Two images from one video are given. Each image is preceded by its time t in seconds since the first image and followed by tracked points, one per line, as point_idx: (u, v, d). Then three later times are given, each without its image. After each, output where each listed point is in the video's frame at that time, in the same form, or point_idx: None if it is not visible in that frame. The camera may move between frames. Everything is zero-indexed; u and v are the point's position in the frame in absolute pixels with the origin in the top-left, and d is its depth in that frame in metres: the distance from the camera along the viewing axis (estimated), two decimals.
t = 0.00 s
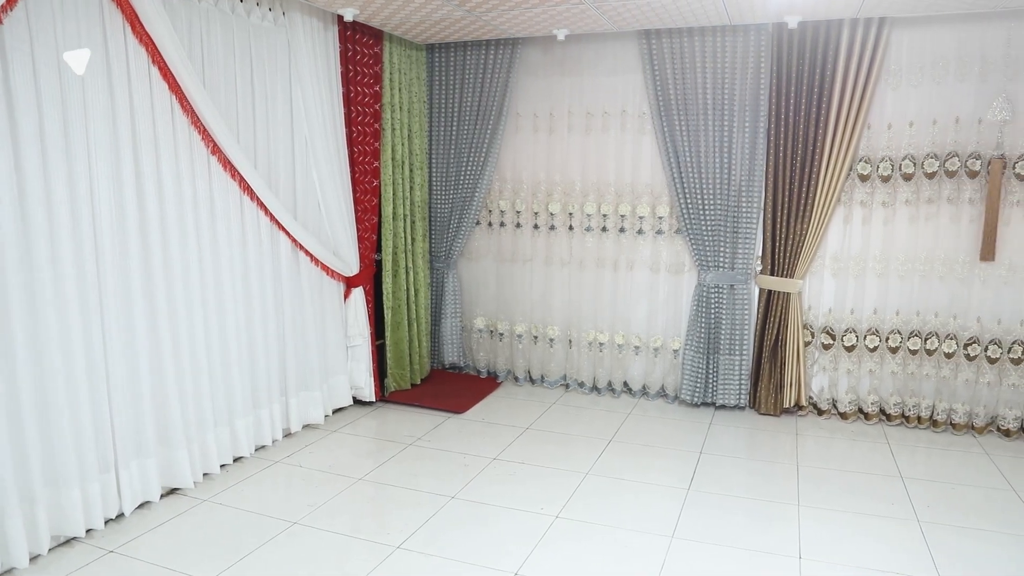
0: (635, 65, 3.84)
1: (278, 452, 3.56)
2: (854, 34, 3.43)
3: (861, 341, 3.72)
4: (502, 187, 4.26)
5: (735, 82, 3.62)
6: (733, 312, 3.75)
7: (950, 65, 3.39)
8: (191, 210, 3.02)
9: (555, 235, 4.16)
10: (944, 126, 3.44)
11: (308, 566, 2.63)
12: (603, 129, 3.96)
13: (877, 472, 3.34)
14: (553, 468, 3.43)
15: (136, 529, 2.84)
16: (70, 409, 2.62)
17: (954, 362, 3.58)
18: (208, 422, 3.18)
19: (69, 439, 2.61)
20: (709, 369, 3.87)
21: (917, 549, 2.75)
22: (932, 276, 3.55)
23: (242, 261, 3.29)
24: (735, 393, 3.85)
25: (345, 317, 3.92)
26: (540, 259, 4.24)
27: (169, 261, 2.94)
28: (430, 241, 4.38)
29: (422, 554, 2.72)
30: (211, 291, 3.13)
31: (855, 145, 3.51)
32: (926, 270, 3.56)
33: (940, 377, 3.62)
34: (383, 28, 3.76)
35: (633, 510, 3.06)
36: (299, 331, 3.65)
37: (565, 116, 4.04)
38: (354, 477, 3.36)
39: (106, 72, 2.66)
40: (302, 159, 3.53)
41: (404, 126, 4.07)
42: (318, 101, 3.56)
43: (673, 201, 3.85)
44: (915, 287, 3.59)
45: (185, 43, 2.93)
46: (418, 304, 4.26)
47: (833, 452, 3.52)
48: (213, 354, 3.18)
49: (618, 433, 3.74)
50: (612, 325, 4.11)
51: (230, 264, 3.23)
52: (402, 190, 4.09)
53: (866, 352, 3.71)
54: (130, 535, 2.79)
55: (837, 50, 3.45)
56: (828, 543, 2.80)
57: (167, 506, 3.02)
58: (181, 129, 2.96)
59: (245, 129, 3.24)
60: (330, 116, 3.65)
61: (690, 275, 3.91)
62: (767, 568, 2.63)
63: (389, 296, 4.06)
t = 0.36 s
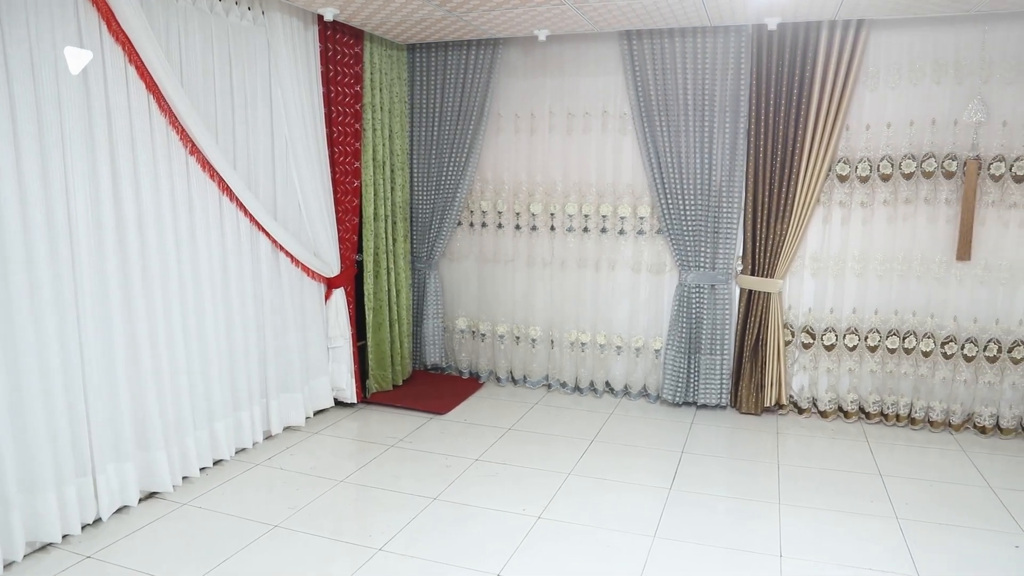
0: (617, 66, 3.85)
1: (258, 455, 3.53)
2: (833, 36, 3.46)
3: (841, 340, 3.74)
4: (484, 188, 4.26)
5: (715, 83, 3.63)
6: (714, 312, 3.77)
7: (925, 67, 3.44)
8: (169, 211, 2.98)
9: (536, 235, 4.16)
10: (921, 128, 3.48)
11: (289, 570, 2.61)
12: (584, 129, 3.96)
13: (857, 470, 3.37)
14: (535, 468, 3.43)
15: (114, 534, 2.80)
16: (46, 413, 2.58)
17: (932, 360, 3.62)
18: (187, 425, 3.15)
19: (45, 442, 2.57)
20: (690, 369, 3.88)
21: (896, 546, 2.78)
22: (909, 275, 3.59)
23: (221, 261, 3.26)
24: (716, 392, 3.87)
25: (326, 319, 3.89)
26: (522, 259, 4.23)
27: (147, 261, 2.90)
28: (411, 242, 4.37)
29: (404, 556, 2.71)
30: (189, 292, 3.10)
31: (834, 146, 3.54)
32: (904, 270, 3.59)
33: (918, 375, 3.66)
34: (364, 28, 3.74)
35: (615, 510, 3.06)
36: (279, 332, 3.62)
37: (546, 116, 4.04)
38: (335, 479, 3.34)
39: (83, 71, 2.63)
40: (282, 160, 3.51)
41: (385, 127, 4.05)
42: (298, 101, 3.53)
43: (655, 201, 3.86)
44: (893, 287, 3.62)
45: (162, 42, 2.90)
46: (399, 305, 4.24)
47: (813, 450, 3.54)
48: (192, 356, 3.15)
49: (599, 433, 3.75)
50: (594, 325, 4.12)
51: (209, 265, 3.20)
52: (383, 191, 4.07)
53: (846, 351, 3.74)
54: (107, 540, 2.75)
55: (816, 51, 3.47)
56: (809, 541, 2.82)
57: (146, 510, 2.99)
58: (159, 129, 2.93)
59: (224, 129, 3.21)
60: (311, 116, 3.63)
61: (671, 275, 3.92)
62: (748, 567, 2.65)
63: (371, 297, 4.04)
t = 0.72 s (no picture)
0: (597, 67, 3.86)
1: (238, 457, 3.50)
2: (810, 37, 3.49)
3: (820, 338, 3.77)
4: (465, 188, 4.25)
5: (695, 83, 3.65)
6: (694, 311, 3.79)
7: (901, 69, 3.48)
8: (146, 213, 2.95)
9: (517, 236, 4.16)
10: (898, 128, 3.52)
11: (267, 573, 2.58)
12: (565, 130, 3.97)
13: (836, 468, 3.39)
14: (516, 469, 3.43)
15: (90, 539, 2.76)
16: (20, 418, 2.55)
17: (909, 358, 3.66)
18: (165, 429, 3.11)
19: (19, 447, 2.53)
20: (671, 368, 3.90)
21: (874, 543, 2.80)
22: (887, 274, 3.63)
23: (199, 263, 3.23)
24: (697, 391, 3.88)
25: (307, 320, 3.87)
26: (503, 260, 4.23)
27: (124, 263, 2.87)
28: (392, 243, 4.35)
29: (384, 558, 2.70)
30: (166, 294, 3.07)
31: (812, 146, 3.57)
32: (882, 269, 3.63)
33: (896, 373, 3.69)
34: (344, 28, 3.73)
35: (596, 510, 3.07)
36: (259, 334, 3.60)
37: (527, 117, 4.04)
38: (315, 481, 3.32)
39: (72, 72, 2.64)
40: (261, 160, 3.48)
41: (365, 127, 4.03)
42: (277, 101, 3.51)
43: (635, 201, 3.87)
44: (870, 286, 3.66)
45: (138, 41, 2.87)
46: (380, 306, 4.23)
47: (792, 448, 3.57)
48: (170, 358, 3.11)
49: (581, 433, 3.75)
50: (576, 325, 4.12)
51: (187, 266, 3.17)
52: (364, 191, 4.05)
53: (825, 349, 3.76)
54: (83, 546, 2.72)
55: (794, 52, 3.50)
56: (788, 539, 2.84)
57: (123, 515, 2.95)
58: (135, 129, 2.90)
59: (201, 130, 3.18)
60: (290, 117, 3.60)
61: (652, 275, 3.94)
62: (728, 565, 2.66)
63: (351, 298, 4.02)
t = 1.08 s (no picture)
0: (577, 67, 3.87)
1: (217, 460, 3.47)
2: (788, 39, 3.52)
3: (799, 338, 3.80)
4: (445, 189, 4.24)
5: (674, 84, 3.67)
6: (674, 311, 3.80)
7: (877, 71, 3.51)
8: (122, 214, 2.92)
9: (498, 236, 4.16)
10: (874, 129, 3.56)
11: None
12: (545, 131, 3.97)
13: (815, 465, 3.42)
14: (497, 469, 3.43)
15: (66, 544, 2.73)
16: None
17: (887, 356, 3.70)
18: (143, 432, 3.08)
19: None
20: (652, 368, 3.91)
21: (852, 539, 2.83)
22: (864, 273, 3.67)
23: (177, 265, 3.20)
24: (678, 391, 3.90)
25: (287, 322, 3.85)
26: (484, 260, 4.23)
27: (100, 266, 2.84)
28: (373, 244, 4.33)
29: (365, 560, 2.69)
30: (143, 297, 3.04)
31: (791, 147, 3.59)
32: (859, 269, 3.67)
33: (874, 371, 3.73)
34: (323, 28, 3.71)
35: (578, 510, 3.07)
36: (238, 336, 3.57)
37: (507, 117, 4.04)
38: (295, 483, 3.30)
39: (71, 71, 2.68)
40: (240, 161, 3.46)
41: (344, 128, 4.01)
42: (256, 101, 3.49)
43: (615, 202, 3.88)
44: (848, 285, 3.70)
45: (113, 41, 2.84)
46: (361, 307, 4.21)
47: (772, 447, 3.60)
48: (148, 360, 3.08)
49: (562, 433, 3.76)
50: (557, 326, 4.13)
51: (165, 268, 3.14)
52: (344, 192, 4.03)
53: (803, 348, 3.79)
54: (59, 551, 2.68)
55: (772, 54, 3.53)
56: (767, 536, 2.86)
57: (100, 519, 2.92)
58: (111, 130, 2.86)
59: (179, 130, 3.15)
60: (269, 117, 3.58)
61: (632, 275, 3.95)
62: (708, 563, 2.68)
63: (332, 299, 4.00)
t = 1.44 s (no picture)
0: (557, 68, 3.87)
1: (196, 463, 3.44)
2: (765, 41, 3.54)
3: (777, 336, 3.83)
4: (425, 190, 4.23)
5: (654, 84, 3.68)
6: (654, 311, 3.82)
7: (853, 72, 3.55)
8: (98, 216, 2.88)
9: (478, 237, 4.15)
10: (851, 130, 3.59)
11: None
12: (525, 131, 3.97)
13: (793, 463, 3.45)
14: (478, 470, 3.42)
15: (41, 550, 2.69)
16: None
17: (864, 354, 3.74)
18: (120, 436, 3.04)
19: None
20: (632, 368, 3.92)
21: (829, 536, 2.86)
22: (841, 273, 3.70)
23: (154, 266, 3.17)
24: (658, 390, 3.91)
25: (266, 323, 3.82)
26: (464, 261, 4.22)
27: (75, 269, 2.80)
28: (353, 244, 4.31)
29: (344, 562, 2.68)
30: (119, 300, 3.00)
31: (769, 147, 3.62)
32: (836, 268, 3.70)
33: (851, 369, 3.77)
34: (302, 28, 3.69)
35: (558, 510, 3.08)
36: (216, 338, 3.54)
37: (487, 118, 4.04)
38: (275, 486, 3.27)
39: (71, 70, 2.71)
40: (217, 162, 3.43)
41: (324, 128, 3.99)
42: (234, 101, 3.46)
43: (595, 202, 3.89)
44: (825, 284, 3.73)
45: (88, 40, 2.80)
46: (341, 308, 4.18)
47: (751, 445, 3.62)
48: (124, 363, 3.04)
49: (543, 433, 3.76)
50: (538, 325, 4.13)
51: (142, 270, 3.11)
52: (323, 193, 4.00)
53: (782, 347, 3.82)
54: (34, 557, 2.64)
55: (750, 55, 3.55)
56: (746, 534, 2.88)
57: (76, 524, 2.88)
58: (86, 130, 2.82)
59: (155, 130, 3.12)
60: (247, 117, 3.55)
61: (612, 275, 3.96)
62: (687, 562, 2.69)
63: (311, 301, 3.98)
